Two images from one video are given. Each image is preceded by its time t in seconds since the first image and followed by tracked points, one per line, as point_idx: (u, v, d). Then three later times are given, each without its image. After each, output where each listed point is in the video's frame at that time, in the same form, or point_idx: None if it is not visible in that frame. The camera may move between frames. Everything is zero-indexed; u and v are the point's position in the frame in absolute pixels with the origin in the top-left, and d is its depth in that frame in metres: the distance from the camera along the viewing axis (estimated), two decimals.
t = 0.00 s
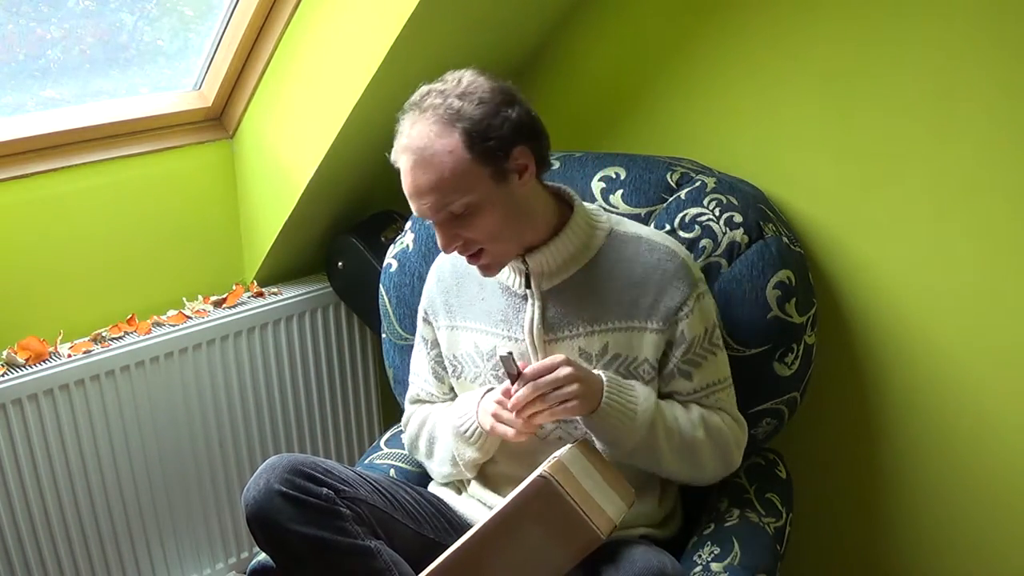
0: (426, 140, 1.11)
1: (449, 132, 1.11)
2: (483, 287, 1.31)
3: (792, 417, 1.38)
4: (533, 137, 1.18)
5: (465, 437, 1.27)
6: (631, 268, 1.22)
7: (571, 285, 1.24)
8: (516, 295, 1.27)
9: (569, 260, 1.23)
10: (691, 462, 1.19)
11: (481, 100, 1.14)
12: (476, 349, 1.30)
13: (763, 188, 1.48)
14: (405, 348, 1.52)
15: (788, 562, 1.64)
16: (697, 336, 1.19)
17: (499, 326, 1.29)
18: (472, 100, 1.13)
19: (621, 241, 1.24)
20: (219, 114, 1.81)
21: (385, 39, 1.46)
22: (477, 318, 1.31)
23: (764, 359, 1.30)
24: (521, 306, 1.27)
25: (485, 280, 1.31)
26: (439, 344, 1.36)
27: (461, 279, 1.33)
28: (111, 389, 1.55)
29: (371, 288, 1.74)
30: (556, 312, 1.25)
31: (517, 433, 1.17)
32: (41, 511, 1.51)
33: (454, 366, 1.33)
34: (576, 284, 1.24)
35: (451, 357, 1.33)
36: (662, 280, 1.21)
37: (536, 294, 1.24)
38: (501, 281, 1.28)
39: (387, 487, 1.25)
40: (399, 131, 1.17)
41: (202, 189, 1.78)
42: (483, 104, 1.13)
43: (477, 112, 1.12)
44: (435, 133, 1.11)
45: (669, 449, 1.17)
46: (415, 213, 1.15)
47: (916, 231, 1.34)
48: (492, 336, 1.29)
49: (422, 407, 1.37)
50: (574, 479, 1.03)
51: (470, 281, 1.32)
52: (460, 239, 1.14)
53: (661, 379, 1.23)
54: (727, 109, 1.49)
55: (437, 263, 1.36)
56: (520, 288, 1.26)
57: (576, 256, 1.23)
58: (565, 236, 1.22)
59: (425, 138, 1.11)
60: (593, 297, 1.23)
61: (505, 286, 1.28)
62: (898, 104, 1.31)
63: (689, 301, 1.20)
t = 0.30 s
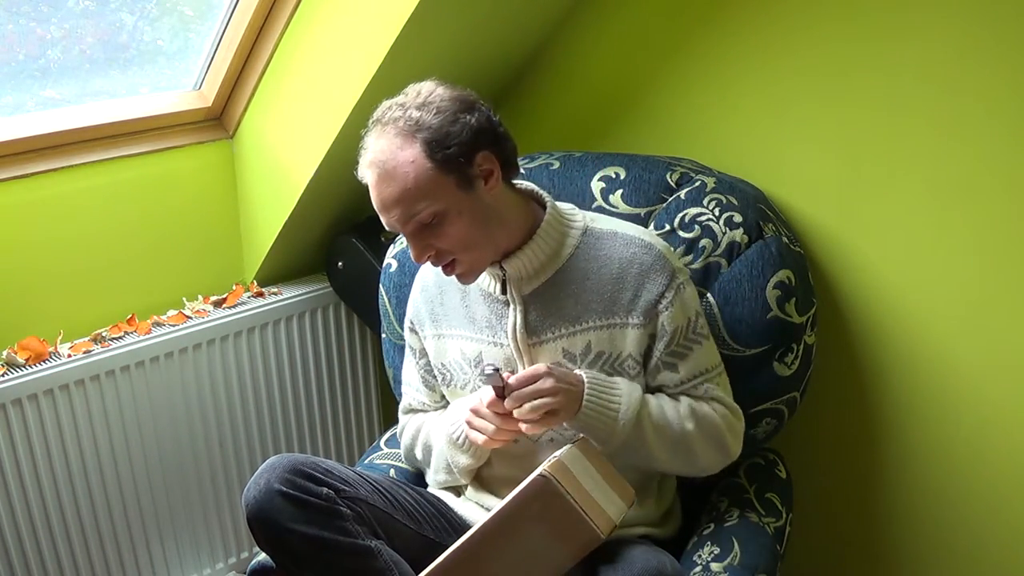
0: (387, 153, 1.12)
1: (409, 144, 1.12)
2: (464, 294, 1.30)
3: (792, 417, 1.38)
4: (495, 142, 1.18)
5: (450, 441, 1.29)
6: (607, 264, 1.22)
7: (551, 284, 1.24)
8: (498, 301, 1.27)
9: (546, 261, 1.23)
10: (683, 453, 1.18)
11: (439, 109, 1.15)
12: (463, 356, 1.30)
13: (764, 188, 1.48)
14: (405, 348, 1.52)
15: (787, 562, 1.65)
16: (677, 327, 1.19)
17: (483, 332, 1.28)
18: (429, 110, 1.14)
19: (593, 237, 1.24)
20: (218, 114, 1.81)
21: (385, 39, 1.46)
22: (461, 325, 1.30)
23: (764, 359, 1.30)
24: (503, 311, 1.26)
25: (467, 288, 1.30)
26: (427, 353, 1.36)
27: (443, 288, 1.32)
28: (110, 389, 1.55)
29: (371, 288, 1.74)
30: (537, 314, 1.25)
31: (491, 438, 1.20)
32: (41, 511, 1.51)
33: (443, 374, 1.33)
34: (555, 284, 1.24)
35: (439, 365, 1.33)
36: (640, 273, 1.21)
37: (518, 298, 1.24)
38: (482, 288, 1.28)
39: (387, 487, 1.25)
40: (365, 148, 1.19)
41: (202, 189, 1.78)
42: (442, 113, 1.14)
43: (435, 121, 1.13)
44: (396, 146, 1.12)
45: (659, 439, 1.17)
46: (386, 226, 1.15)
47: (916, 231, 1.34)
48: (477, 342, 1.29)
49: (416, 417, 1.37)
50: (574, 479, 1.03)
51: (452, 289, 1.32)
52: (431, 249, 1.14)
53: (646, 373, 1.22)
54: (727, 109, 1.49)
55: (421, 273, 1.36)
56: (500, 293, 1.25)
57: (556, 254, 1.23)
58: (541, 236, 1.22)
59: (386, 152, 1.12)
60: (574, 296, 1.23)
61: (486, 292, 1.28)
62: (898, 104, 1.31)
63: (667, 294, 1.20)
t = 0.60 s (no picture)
0: (398, 144, 1.12)
1: (420, 135, 1.12)
2: (465, 291, 1.30)
3: (791, 417, 1.38)
4: (506, 136, 1.18)
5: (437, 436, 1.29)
6: (608, 264, 1.22)
7: (551, 283, 1.24)
8: (498, 298, 1.27)
9: (548, 260, 1.23)
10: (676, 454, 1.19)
11: (450, 101, 1.15)
12: (463, 353, 1.30)
13: (764, 188, 1.48)
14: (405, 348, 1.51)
15: (787, 562, 1.65)
16: (678, 329, 1.19)
17: (483, 329, 1.29)
18: (441, 103, 1.14)
19: (594, 238, 1.24)
20: (218, 114, 1.81)
21: (385, 39, 1.46)
22: (462, 322, 1.31)
23: (764, 359, 1.30)
24: (503, 308, 1.26)
25: (468, 285, 1.30)
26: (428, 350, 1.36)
27: (444, 284, 1.33)
28: (110, 389, 1.55)
29: (371, 288, 1.74)
30: (538, 312, 1.25)
31: (480, 431, 1.19)
32: (41, 511, 1.51)
33: (442, 370, 1.34)
34: (556, 283, 1.24)
35: (439, 362, 1.33)
36: (642, 274, 1.21)
37: (518, 297, 1.24)
38: (483, 284, 1.28)
39: (387, 487, 1.25)
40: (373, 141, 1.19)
41: (202, 189, 1.78)
42: (453, 106, 1.15)
43: (446, 113, 1.13)
44: (407, 138, 1.12)
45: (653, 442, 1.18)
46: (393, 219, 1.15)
47: (916, 231, 1.34)
48: (477, 340, 1.29)
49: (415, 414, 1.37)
50: (575, 479, 1.03)
51: (452, 286, 1.32)
52: (439, 242, 1.14)
53: (645, 373, 1.23)
54: (727, 109, 1.50)
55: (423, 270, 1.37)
56: (501, 291, 1.26)
57: (556, 255, 1.23)
58: (542, 238, 1.22)
59: (397, 143, 1.12)
60: (575, 294, 1.23)
61: (486, 289, 1.28)
62: (898, 104, 1.31)
63: (670, 294, 1.20)
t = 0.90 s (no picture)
0: (453, 116, 1.11)
1: (478, 108, 1.11)
2: (474, 281, 1.31)
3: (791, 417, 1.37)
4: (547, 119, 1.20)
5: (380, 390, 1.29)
6: (622, 248, 1.23)
7: (562, 274, 1.24)
8: (509, 287, 1.27)
9: (560, 249, 1.23)
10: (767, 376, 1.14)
11: (502, 78, 1.15)
12: (468, 342, 1.30)
13: (763, 189, 1.48)
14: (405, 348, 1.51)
15: (787, 561, 1.64)
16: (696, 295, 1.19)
17: (490, 318, 1.28)
18: (494, 79, 1.14)
19: (607, 226, 1.25)
20: (218, 114, 1.81)
21: (385, 39, 1.46)
22: (469, 311, 1.30)
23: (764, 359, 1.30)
24: (513, 297, 1.27)
25: (476, 274, 1.31)
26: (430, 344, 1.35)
27: (451, 275, 1.33)
28: (110, 389, 1.55)
29: (371, 288, 1.74)
30: (547, 300, 1.24)
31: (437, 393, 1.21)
32: (40, 511, 1.51)
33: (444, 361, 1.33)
34: (569, 271, 1.24)
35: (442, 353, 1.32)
36: (656, 256, 1.22)
37: (528, 283, 1.24)
38: (495, 273, 1.29)
39: (387, 487, 1.25)
40: (416, 113, 1.16)
41: (202, 189, 1.78)
42: (505, 83, 1.15)
43: (501, 90, 1.14)
44: (463, 109, 1.11)
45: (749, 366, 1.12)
46: (439, 192, 1.13)
47: (916, 231, 1.34)
48: (484, 329, 1.29)
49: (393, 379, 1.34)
50: (574, 478, 1.03)
51: (462, 275, 1.32)
52: (487, 217, 1.14)
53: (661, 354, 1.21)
54: (727, 109, 1.50)
55: (430, 261, 1.37)
56: (513, 279, 1.26)
57: (571, 240, 1.23)
58: (557, 224, 1.22)
59: (455, 114, 1.11)
60: (586, 280, 1.23)
61: (498, 277, 1.29)
62: (898, 104, 1.31)
63: (683, 269, 1.20)
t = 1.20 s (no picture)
0: (517, 96, 1.12)
1: (540, 93, 1.13)
2: (477, 274, 1.31)
3: (791, 417, 1.38)
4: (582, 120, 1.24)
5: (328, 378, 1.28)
6: (640, 258, 1.24)
7: (572, 274, 1.25)
8: (515, 280, 1.28)
9: (577, 245, 1.24)
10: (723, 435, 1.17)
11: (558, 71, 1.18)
12: (468, 334, 1.29)
13: (763, 189, 1.48)
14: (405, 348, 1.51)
15: (787, 561, 1.64)
16: (694, 332, 1.23)
17: (492, 311, 1.28)
18: (551, 69, 1.17)
19: (632, 234, 1.25)
20: (218, 114, 1.81)
21: (385, 39, 1.46)
22: (471, 303, 1.30)
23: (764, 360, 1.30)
24: (518, 290, 1.27)
25: (479, 267, 1.31)
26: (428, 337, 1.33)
27: (455, 267, 1.34)
28: (111, 389, 1.55)
29: (371, 288, 1.74)
30: (554, 297, 1.25)
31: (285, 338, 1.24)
32: (40, 511, 1.51)
33: (441, 353, 1.31)
34: (578, 273, 1.24)
35: (441, 345, 1.31)
36: (668, 277, 1.23)
37: (537, 277, 1.25)
38: (500, 265, 1.29)
39: (387, 487, 1.25)
40: (469, 92, 1.16)
41: (202, 189, 1.78)
42: (559, 75, 1.17)
43: (558, 80, 1.16)
44: (526, 91, 1.12)
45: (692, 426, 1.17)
46: (491, 170, 1.12)
47: (916, 231, 1.34)
48: (485, 321, 1.28)
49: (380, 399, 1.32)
50: (576, 480, 1.02)
51: (466, 267, 1.32)
52: (532, 202, 1.14)
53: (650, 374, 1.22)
54: (727, 109, 1.49)
55: (433, 253, 1.38)
56: (522, 272, 1.27)
57: (583, 246, 1.25)
58: (576, 222, 1.23)
59: (519, 94, 1.12)
60: (595, 284, 1.24)
61: (504, 270, 1.29)
62: (897, 104, 1.31)
63: (690, 299, 1.23)
